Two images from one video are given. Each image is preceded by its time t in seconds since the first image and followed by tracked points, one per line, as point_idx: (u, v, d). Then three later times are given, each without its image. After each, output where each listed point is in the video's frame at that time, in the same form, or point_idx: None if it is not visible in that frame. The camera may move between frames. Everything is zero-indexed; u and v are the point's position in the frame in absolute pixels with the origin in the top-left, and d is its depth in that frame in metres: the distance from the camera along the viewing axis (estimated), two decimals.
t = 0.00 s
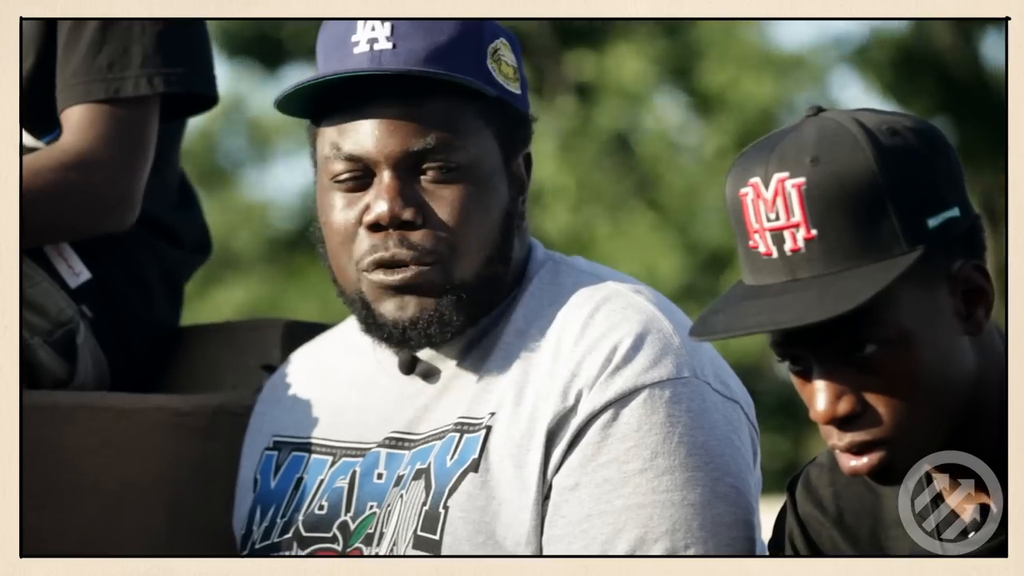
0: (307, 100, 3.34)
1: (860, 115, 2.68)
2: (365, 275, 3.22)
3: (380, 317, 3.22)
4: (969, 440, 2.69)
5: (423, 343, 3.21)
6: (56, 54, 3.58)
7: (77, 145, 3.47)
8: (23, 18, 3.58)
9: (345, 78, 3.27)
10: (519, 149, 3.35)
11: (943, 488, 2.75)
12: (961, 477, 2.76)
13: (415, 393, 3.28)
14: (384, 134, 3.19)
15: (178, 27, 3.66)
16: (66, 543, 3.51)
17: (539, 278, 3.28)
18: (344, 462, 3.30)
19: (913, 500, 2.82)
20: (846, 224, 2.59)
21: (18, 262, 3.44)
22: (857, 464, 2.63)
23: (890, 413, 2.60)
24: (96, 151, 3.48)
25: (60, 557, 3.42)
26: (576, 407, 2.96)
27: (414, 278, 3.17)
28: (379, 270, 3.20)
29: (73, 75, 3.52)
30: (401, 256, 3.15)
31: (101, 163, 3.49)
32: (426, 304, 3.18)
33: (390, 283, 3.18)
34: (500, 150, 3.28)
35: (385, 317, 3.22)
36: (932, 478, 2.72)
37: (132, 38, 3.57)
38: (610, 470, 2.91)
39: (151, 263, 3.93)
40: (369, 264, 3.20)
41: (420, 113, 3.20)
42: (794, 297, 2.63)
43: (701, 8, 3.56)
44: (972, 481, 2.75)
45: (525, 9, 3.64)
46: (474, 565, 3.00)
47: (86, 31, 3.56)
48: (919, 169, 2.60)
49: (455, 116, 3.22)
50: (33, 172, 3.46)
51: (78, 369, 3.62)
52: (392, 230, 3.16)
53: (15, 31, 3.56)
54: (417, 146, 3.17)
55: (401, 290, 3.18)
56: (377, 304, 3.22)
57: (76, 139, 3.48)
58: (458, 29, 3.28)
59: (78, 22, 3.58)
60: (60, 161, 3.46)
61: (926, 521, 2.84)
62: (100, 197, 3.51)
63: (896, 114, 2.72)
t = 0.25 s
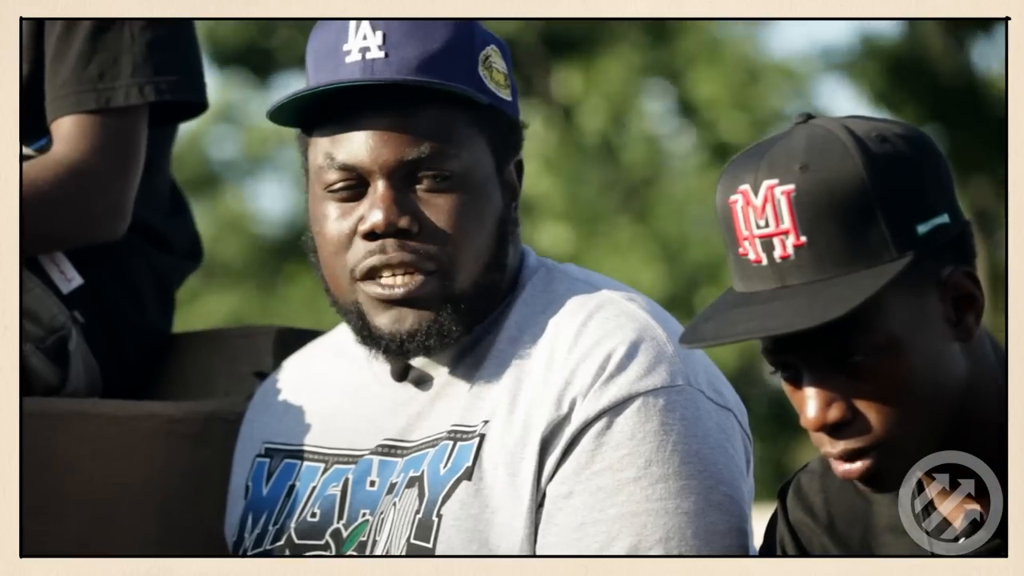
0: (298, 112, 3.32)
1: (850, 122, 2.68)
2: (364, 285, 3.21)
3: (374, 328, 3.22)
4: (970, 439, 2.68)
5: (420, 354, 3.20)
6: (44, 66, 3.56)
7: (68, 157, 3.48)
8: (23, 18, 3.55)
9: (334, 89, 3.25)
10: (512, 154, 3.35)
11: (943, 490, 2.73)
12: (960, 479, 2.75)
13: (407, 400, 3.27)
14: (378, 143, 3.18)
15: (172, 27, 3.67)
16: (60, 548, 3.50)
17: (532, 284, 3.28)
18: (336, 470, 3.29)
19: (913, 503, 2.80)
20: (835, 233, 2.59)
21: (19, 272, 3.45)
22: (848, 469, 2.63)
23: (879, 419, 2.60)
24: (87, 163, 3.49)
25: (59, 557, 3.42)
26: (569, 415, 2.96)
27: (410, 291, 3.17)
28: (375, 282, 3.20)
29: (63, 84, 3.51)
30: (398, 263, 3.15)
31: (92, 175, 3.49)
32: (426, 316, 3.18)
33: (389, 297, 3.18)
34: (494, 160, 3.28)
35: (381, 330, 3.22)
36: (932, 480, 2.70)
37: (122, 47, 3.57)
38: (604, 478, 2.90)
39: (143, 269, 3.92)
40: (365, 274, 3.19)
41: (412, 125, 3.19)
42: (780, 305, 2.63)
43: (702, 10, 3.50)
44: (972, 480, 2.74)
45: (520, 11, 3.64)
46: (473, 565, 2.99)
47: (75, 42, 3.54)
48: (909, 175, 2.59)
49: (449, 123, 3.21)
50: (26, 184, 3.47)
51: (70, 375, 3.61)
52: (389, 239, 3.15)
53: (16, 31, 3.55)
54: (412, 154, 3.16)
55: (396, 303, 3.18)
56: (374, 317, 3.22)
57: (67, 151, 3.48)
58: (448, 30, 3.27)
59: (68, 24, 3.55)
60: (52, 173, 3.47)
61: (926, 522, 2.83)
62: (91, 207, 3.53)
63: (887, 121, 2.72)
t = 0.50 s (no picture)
0: (288, 125, 3.30)
1: (835, 136, 2.67)
2: (359, 300, 3.20)
3: (373, 340, 3.20)
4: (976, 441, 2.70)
5: (418, 363, 3.19)
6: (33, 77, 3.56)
7: (60, 168, 3.48)
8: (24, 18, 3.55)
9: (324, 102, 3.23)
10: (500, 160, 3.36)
11: (942, 491, 2.73)
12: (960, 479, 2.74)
13: (398, 407, 3.28)
14: (371, 157, 3.17)
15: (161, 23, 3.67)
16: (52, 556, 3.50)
17: (522, 291, 3.28)
18: (326, 478, 3.28)
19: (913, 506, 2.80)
20: (811, 251, 2.60)
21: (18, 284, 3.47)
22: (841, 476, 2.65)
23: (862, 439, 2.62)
24: (79, 175, 3.49)
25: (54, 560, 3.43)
26: (559, 424, 2.97)
27: (407, 303, 3.16)
28: (372, 295, 3.18)
29: (54, 95, 3.51)
30: (396, 278, 3.14)
31: (84, 186, 3.50)
32: (422, 326, 3.17)
33: (386, 306, 3.17)
34: (484, 164, 3.29)
35: (378, 340, 3.20)
36: (931, 479, 2.70)
37: (111, 57, 3.56)
38: (594, 487, 2.92)
39: (134, 277, 3.92)
40: (362, 290, 3.18)
41: (403, 135, 3.18)
42: (755, 321, 2.65)
43: (702, 9, 3.54)
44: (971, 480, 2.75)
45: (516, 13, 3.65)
46: (473, 565, 3.00)
47: (64, 51, 3.54)
48: (889, 192, 2.59)
49: (440, 134, 3.21)
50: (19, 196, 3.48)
51: (61, 383, 3.61)
52: (385, 253, 3.14)
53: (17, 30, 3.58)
54: (405, 167, 3.15)
55: (394, 313, 3.16)
56: (369, 328, 3.20)
57: (59, 162, 3.48)
58: (435, 33, 3.27)
59: (61, 24, 3.55)
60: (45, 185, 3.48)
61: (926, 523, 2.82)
62: (83, 219, 3.54)
63: (874, 133, 2.71)
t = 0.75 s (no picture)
0: (281, 135, 3.28)
1: (824, 147, 2.62)
2: (356, 310, 3.20)
3: (371, 351, 3.21)
4: (984, 439, 2.68)
5: (417, 371, 3.20)
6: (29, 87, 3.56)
7: (57, 177, 3.48)
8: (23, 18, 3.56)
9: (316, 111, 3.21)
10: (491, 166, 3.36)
11: (943, 491, 2.70)
12: (959, 478, 2.72)
13: (391, 413, 3.27)
14: (365, 165, 3.15)
15: (151, 25, 3.68)
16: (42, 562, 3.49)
17: (515, 296, 3.28)
18: (319, 484, 3.27)
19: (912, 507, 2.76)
20: (794, 264, 2.58)
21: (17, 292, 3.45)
22: (830, 480, 2.61)
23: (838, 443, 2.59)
24: (73, 184, 3.49)
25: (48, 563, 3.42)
26: (552, 430, 2.96)
27: (405, 315, 3.16)
28: (370, 304, 3.18)
29: (49, 106, 3.50)
30: (394, 285, 3.14)
31: (81, 195, 3.50)
32: (421, 337, 3.17)
33: (386, 318, 3.17)
34: (476, 170, 3.29)
35: (377, 352, 3.21)
36: (931, 479, 2.67)
37: (106, 70, 3.56)
38: (587, 493, 2.92)
39: (128, 282, 3.92)
40: (360, 297, 3.18)
41: (396, 142, 3.17)
42: (735, 334, 2.65)
43: (702, 8, 3.55)
44: (972, 480, 2.72)
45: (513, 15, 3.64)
46: (474, 565, 3.01)
47: (59, 63, 3.54)
48: (873, 207, 2.53)
49: (434, 141, 3.21)
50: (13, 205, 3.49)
51: (55, 390, 3.61)
52: (382, 261, 3.13)
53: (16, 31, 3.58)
54: (400, 175, 3.14)
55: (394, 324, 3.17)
56: (368, 340, 3.21)
57: (56, 171, 3.48)
58: (425, 35, 3.26)
59: (60, 25, 3.56)
60: (39, 195, 3.49)
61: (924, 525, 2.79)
62: (76, 228, 3.56)
63: (866, 141, 2.65)
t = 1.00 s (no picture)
0: (275, 142, 3.28)
1: (809, 155, 2.60)
2: (352, 317, 3.20)
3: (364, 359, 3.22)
4: (974, 441, 2.67)
5: (414, 381, 3.20)
6: (26, 94, 3.55)
7: (53, 186, 3.48)
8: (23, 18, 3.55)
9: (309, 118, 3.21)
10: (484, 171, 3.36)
11: (943, 491, 2.71)
12: (960, 478, 2.73)
13: (384, 417, 3.28)
14: (357, 171, 3.16)
15: (147, 27, 3.69)
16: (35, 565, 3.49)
17: (509, 299, 3.29)
18: (312, 488, 3.27)
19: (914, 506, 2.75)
20: (775, 275, 2.58)
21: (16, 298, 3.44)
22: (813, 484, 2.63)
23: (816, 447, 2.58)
24: (69, 194, 3.49)
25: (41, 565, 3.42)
26: (546, 434, 2.96)
27: (401, 322, 3.17)
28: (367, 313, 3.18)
29: (46, 114, 3.50)
30: (387, 290, 3.14)
31: (74, 205, 3.50)
32: (420, 347, 3.17)
33: (382, 329, 3.17)
34: (469, 175, 3.29)
35: (372, 361, 3.22)
36: (931, 478, 2.68)
37: (103, 78, 3.56)
38: (580, 496, 2.92)
39: (122, 286, 3.92)
40: (354, 303, 3.18)
41: (388, 149, 3.17)
42: (712, 341, 2.66)
43: (702, 9, 3.55)
44: (972, 479, 2.74)
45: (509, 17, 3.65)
46: (473, 565, 3.00)
47: (57, 71, 3.54)
48: (850, 220, 2.52)
49: (428, 146, 3.21)
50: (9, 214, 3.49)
51: (48, 394, 3.61)
52: (376, 267, 3.14)
53: (16, 31, 3.55)
54: (394, 181, 3.14)
55: (391, 332, 3.17)
56: (362, 348, 3.21)
57: (51, 179, 3.48)
58: (418, 41, 3.26)
59: (61, 26, 3.56)
60: (35, 203, 3.49)
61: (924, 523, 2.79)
62: (73, 238, 3.56)
63: (856, 149, 2.62)
